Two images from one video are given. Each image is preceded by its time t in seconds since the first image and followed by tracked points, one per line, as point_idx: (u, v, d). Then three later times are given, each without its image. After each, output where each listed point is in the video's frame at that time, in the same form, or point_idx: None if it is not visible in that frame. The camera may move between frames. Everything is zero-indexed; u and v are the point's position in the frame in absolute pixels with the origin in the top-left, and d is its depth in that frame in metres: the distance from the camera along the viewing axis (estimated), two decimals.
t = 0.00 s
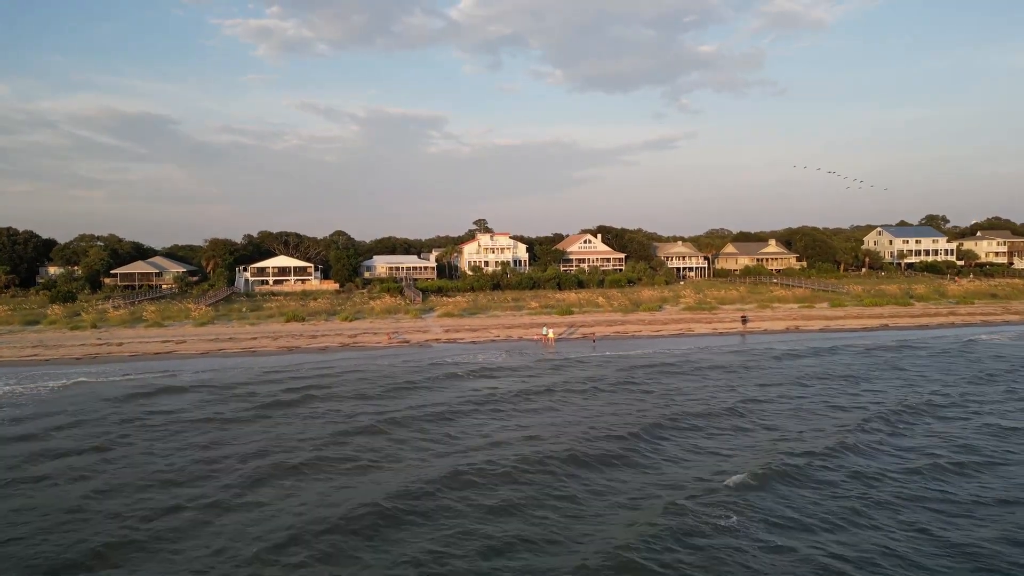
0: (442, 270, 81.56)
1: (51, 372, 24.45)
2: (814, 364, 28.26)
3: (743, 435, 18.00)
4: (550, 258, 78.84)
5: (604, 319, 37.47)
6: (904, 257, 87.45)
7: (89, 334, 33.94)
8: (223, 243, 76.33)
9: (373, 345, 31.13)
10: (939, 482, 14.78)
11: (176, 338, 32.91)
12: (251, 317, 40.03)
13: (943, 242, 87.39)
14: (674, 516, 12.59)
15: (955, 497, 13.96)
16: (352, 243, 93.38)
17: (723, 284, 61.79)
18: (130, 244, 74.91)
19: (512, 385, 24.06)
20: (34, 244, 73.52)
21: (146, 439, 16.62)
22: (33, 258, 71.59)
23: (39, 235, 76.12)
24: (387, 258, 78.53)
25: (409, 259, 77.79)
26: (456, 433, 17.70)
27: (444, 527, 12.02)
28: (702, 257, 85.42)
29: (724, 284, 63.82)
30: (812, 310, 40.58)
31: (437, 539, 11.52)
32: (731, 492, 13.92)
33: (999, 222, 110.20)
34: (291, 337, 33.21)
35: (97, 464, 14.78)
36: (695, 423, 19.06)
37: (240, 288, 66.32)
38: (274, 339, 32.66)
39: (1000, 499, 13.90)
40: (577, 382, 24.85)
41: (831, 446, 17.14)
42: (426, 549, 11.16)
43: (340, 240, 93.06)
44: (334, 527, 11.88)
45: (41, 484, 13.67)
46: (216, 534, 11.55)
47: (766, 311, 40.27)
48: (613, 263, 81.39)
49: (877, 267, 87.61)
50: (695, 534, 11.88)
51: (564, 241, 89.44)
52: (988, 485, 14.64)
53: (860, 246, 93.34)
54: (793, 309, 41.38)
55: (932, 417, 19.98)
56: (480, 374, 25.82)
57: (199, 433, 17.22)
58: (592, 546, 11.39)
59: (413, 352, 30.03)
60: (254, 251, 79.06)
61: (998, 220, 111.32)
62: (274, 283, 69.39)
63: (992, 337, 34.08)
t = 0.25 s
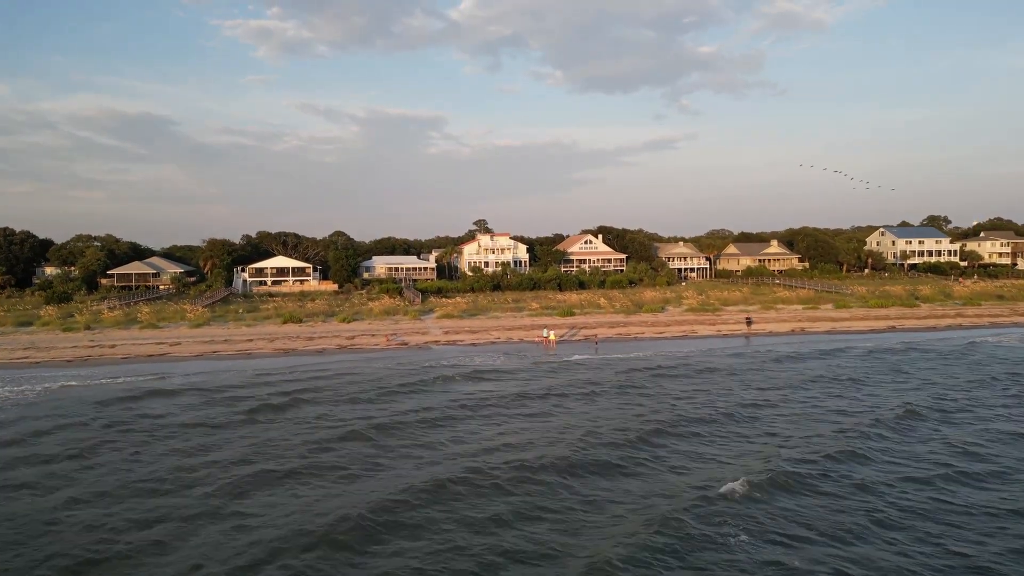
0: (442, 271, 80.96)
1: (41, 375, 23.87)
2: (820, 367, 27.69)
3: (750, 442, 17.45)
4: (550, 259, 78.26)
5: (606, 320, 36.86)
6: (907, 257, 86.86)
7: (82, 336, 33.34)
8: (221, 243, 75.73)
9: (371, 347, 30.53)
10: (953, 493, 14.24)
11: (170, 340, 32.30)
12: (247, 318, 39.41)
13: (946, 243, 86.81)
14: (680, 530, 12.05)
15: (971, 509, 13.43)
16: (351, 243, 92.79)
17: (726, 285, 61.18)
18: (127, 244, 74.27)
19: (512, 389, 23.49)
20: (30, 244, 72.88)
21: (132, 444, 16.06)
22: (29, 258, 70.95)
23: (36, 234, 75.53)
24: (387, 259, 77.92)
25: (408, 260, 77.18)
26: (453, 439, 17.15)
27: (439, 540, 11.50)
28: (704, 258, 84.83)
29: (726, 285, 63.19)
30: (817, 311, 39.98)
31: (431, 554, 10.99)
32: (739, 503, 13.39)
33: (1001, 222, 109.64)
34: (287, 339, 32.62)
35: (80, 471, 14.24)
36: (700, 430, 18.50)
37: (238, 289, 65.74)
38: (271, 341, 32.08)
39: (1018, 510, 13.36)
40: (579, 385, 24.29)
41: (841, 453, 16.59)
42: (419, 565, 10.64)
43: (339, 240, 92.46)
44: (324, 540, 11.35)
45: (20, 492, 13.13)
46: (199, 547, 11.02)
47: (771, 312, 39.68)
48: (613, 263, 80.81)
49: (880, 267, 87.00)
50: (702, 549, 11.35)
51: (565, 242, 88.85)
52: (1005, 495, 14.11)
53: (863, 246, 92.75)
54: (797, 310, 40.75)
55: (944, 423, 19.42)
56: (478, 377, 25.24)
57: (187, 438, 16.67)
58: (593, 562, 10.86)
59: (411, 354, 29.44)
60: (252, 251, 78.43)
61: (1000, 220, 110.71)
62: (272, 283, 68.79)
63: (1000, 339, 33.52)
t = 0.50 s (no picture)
0: (441, 272, 80.30)
1: (26, 378, 23.13)
2: (829, 371, 26.95)
3: (761, 450, 16.72)
4: (551, 259, 77.56)
5: (609, 322, 36.12)
6: (910, 258, 86.17)
7: (73, 338, 32.62)
8: (219, 243, 75.05)
9: (368, 349, 29.81)
10: (978, 507, 13.51)
11: (163, 342, 31.57)
12: (243, 320, 38.67)
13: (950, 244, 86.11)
14: (686, 548, 11.34)
15: (994, 525, 12.70)
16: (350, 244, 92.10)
17: (729, 287, 60.44)
18: (124, 244, 73.59)
19: (513, 393, 22.74)
20: (26, 244, 72.20)
21: (113, 451, 15.34)
22: (25, 258, 70.27)
23: (32, 235, 74.87)
24: (386, 260, 77.17)
25: (408, 261, 76.45)
26: (451, 447, 16.42)
27: (430, 558, 10.80)
28: (706, 259, 84.16)
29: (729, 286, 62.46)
30: (823, 313, 39.26)
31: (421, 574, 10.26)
32: (752, 518, 12.66)
33: (1005, 223, 108.91)
34: (283, 341, 31.91)
35: (57, 479, 13.53)
36: (708, 438, 17.78)
37: (236, 290, 65.06)
38: (266, 343, 31.37)
39: None
40: (581, 389, 23.56)
41: (856, 463, 15.86)
42: None
43: (338, 241, 91.75)
44: (307, 559, 10.63)
45: None
46: (173, 565, 10.31)
47: (776, 314, 38.96)
48: (615, 264, 80.10)
49: (883, 268, 86.29)
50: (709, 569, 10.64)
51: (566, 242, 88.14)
52: None
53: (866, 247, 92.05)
54: (803, 312, 40.01)
55: (962, 431, 18.67)
56: (478, 380, 24.52)
57: (174, 444, 15.96)
58: None
59: (410, 356, 28.71)
60: (250, 252, 77.74)
61: (1004, 221, 109.96)
62: (270, 284, 68.11)
63: (1011, 341, 32.76)
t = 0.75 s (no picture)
0: (441, 273, 79.72)
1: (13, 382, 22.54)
2: (837, 374, 26.31)
3: (769, 459, 16.11)
4: (551, 260, 76.94)
5: (611, 324, 35.51)
6: (913, 259, 85.59)
7: (65, 340, 32.02)
8: (217, 243, 74.45)
9: (365, 351, 29.22)
10: (997, 520, 12.92)
11: (157, 344, 30.98)
12: (239, 321, 38.08)
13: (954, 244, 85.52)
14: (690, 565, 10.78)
15: (1012, 540, 12.14)
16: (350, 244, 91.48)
17: (732, 287, 59.81)
18: (121, 245, 72.98)
19: (513, 397, 22.11)
20: (23, 244, 71.61)
21: (94, 458, 14.78)
22: (22, 259, 69.69)
23: (29, 235, 74.28)
24: (385, 260, 76.61)
25: (407, 261, 75.86)
26: (448, 455, 15.80)
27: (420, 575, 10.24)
28: (707, 259, 83.55)
29: (732, 287, 61.86)
30: (828, 315, 38.63)
31: None
32: (762, 533, 12.05)
33: (1008, 224, 108.31)
34: (279, 343, 31.29)
35: (35, 489, 12.94)
36: (715, 445, 17.16)
37: (234, 290, 64.43)
38: (261, 345, 30.75)
39: None
40: (584, 393, 22.92)
41: (868, 473, 15.26)
42: None
43: (338, 241, 91.11)
44: None
45: None
46: None
47: (781, 315, 38.36)
48: (616, 265, 79.51)
49: (886, 269, 85.68)
50: None
51: (567, 243, 87.54)
52: None
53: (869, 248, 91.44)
54: (808, 313, 39.41)
55: (978, 438, 18.03)
56: (477, 384, 23.89)
57: (159, 451, 15.36)
58: None
59: (408, 358, 28.11)
60: (249, 252, 77.15)
61: (1007, 221, 109.34)
62: (268, 285, 67.53)
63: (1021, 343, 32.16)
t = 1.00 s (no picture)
0: (441, 273, 79.04)
1: None
2: (846, 378, 25.59)
3: (779, 468, 15.40)
4: (552, 260, 76.24)
5: (613, 326, 34.81)
6: (917, 260, 84.91)
7: (56, 342, 31.34)
8: (214, 244, 73.75)
9: (362, 354, 28.51)
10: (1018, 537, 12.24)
11: (149, 347, 30.30)
12: (235, 323, 37.38)
13: (958, 245, 84.82)
14: None
15: None
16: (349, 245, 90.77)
17: (735, 288, 59.09)
18: (118, 245, 72.30)
19: (512, 402, 21.38)
20: (19, 245, 70.91)
21: (72, 467, 14.12)
22: (17, 259, 69.01)
23: (25, 235, 73.59)
24: (385, 261, 75.92)
25: (407, 262, 75.16)
26: (443, 464, 15.09)
27: None
28: (709, 260, 82.88)
29: (735, 288, 61.14)
30: (835, 316, 37.91)
31: None
32: (775, 550, 11.35)
33: (1012, 224, 107.63)
34: (274, 346, 30.58)
35: (6, 504, 12.28)
36: (722, 455, 16.46)
37: (231, 291, 63.71)
38: (256, 347, 30.02)
39: None
40: (586, 398, 22.21)
41: (881, 484, 14.58)
42: None
43: (337, 242, 90.35)
44: None
45: None
46: None
47: (786, 317, 37.65)
48: (617, 266, 78.82)
49: (890, 270, 85.03)
50: None
51: (567, 243, 86.86)
52: None
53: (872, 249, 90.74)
54: (814, 315, 38.69)
55: (995, 447, 17.32)
56: (476, 388, 23.16)
57: (140, 460, 14.65)
58: None
59: (406, 362, 27.40)
60: (247, 253, 76.46)
61: (1011, 222, 108.62)
62: (266, 286, 66.84)
63: None
